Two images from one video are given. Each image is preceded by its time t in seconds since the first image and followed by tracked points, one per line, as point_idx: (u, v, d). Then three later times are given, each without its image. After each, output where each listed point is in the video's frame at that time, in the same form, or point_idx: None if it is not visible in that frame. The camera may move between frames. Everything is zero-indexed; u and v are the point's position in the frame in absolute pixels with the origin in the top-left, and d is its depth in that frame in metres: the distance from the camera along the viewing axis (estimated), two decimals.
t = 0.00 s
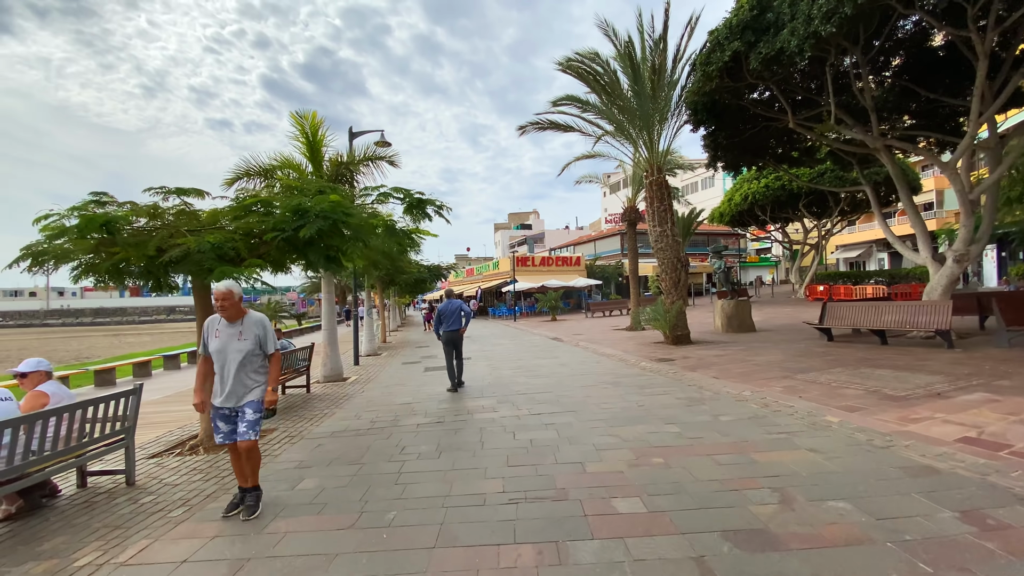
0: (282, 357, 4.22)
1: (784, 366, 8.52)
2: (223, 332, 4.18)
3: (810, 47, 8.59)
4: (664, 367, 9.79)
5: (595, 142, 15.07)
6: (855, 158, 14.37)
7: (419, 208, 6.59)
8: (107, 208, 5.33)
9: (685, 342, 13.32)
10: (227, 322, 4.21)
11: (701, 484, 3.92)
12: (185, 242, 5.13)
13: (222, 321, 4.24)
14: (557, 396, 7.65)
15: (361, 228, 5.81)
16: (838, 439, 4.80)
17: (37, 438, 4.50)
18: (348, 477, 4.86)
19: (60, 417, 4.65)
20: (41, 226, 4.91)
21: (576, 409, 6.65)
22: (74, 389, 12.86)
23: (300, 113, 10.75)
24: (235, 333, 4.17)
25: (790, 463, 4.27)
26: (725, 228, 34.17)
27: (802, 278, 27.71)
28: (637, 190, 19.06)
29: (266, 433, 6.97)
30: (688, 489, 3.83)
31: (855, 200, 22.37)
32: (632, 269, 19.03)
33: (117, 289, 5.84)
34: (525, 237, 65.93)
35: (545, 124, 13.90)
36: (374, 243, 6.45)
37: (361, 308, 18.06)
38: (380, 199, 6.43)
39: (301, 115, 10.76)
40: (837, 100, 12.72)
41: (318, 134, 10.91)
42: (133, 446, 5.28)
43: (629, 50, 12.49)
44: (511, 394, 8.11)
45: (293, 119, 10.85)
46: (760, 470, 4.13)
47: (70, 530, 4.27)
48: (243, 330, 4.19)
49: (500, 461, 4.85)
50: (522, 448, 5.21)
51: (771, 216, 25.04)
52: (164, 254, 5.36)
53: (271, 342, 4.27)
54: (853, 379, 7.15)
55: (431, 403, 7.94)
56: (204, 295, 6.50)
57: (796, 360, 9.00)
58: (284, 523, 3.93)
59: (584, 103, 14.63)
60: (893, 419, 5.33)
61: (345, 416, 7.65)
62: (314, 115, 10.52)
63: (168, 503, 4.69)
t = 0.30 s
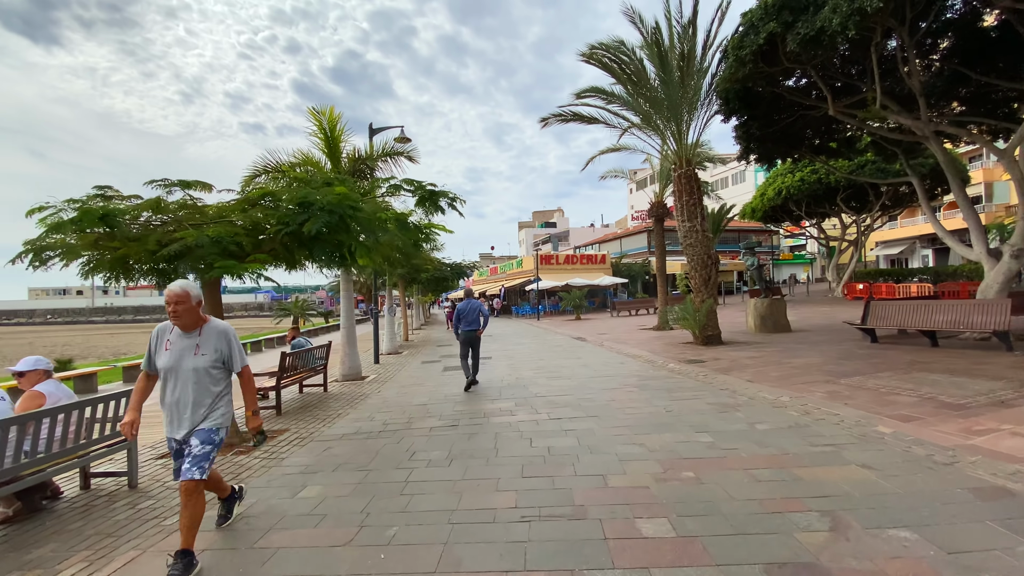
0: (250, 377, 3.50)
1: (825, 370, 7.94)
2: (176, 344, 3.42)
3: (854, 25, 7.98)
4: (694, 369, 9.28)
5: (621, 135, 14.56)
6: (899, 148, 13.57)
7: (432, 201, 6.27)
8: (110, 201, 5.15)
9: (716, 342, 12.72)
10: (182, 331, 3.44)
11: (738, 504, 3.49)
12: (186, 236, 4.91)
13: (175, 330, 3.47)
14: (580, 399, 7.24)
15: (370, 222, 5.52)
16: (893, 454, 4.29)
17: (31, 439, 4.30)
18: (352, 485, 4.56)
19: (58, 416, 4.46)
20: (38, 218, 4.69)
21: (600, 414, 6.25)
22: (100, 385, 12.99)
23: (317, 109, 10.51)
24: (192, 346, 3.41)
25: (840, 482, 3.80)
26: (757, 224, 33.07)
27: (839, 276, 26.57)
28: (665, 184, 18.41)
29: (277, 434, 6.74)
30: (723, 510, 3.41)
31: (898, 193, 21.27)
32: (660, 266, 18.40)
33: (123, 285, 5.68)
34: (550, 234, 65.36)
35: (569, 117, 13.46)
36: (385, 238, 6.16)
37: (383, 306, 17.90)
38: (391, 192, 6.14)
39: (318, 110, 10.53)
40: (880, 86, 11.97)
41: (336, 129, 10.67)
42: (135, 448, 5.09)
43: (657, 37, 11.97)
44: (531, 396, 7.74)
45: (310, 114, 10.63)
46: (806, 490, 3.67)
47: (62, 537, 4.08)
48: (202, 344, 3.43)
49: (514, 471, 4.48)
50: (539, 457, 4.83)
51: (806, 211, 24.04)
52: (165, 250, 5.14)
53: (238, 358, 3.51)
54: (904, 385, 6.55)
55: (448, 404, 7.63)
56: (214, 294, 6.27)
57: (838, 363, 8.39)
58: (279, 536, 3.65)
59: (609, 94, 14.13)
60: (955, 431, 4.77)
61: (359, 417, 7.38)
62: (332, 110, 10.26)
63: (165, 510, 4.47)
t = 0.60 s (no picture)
0: (153, 396, 2.62)
1: (863, 376, 7.39)
2: (70, 347, 2.67)
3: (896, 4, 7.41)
4: (720, 373, 8.79)
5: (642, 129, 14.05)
6: (941, 138, 12.81)
7: (437, 195, 5.94)
8: (100, 197, 4.92)
9: (743, 344, 12.15)
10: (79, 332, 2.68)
11: (773, 535, 3.07)
12: (175, 233, 4.64)
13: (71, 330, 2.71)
14: (598, 406, 6.84)
15: (370, 217, 5.20)
16: (949, 478, 3.82)
17: (12, 444, 4.07)
18: (347, 499, 4.23)
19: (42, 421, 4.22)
20: (21, 215, 4.45)
21: (618, 422, 5.84)
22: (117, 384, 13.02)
23: (328, 104, 10.23)
24: (84, 352, 2.65)
25: (890, 510, 3.35)
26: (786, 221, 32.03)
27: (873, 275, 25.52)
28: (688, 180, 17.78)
29: (279, 440, 6.48)
30: (756, 543, 3.00)
31: (937, 187, 20.27)
32: (683, 264, 17.77)
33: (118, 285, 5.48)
34: (571, 232, 64.68)
35: (588, 110, 13.00)
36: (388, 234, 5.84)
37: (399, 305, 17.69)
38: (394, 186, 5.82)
39: (329, 107, 10.26)
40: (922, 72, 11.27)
41: (347, 125, 10.39)
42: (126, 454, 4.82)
43: (679, 24, 11.43)
44: (546, 401, 7.37)
45: (321, 111, 10.36)
46: (851, 519, 3.23)
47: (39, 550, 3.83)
48: (97, 348, 2.65)
49: (522, 488, 4.10)
50: (549, 471, 4.45)
51: (838, 207, 23.11)
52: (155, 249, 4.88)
53: (139, 370, 2.65)
54: (954, 395, 6.00)
55: (458, 409, 7.30)
56: (213, 293, 6.01)
57: (877, 369, 7.82)
58: (260, 558, 3.34)
59: (629, 86, 13.62)
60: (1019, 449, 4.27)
61: (364, 422, 7.07)
62: (343, 105, 9.97)
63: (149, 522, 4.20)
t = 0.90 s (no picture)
0: None
1: (899, 382, 6.92)
2: None
3: None
4: (742, 376, 8.36)
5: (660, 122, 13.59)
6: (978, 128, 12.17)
7: (437, 187, 5.65)
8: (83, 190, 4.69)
9: (766, 345, 11.63)
10: None
11: (808, 568, 2.70)
12: (156, 226, 4.38)
13: None
14: (612, 410, 6.48)
15: (365, 210, 4.91)
16: (1006, 501, 3.41)
17: None
18: (336, 513, 3.93)
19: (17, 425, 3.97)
20: None
21: (633, 430, 5.48)
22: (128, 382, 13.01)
23: (334, 97, 9.98)
24: None
25: (941, 540, 2.96)
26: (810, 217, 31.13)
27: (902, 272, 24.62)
28: (708, 174, 17.21)
29: (277, 443, 6.22)
30: None
31: (972, 181, 19.41)
32: (702, 261, 17.22)
33: (107, 282, 5.27)
34: (588, 229, 64.06)
35: (602, 102, 12.57)
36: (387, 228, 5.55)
37: (411, 304, 17.47)
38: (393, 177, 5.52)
39: (336, 99, 9.99)
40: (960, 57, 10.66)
41: (354, 118, 10.12)
42: (110, 460, 4.57)
43: (699, 11, 10.94)
44: (558, 405, 7.03)
45: (328, 104, 10.09)
46: (896, 550, 2.85)
47: (9, 563, 3.59)
48: None
49: (525, 505, 3.74)
50: (555, 485, 4.09)
51: (866, 201, 22.30)
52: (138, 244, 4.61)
53: None
54: (1002, 403, 5.54)
55: (465, 411, 6.99)
56: (207, 291, 5.76)
57: (912, 373, 7.33)
58: None
59: (646, 77, 13.16)
60: None
61: (367, 424, 6.79)
62: (349, 98, 9.70)
63: (127, 534, 3.93)
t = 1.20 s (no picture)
0: None
1: (933, 388, 6.48)
2: None
3: None
4: (762, 379, 7.95)
5: (675, 114, 13.13)
6: (1013, 118, 11.58)
7: (437, 177, 5.38)
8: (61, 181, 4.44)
9: (786, 346, 11.16)
10: None
11: None
12: (132, 220, 4.10)
13: None
14: (625, 416, 6.11)
15: (357, 201, 4.61)
16: None
17: None
18: (323, 529, 3.62)
19: None
20: None
21: (648, 438, 5.11)
22: (135, 381, 12.90)
23: (337, 89, 9.66)
24: None
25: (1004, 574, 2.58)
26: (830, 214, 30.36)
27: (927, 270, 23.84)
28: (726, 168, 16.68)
29: (273, 447, 5.94)
30: None
31: (1003, 175, 18.66)
32: (718, 258, 16.73)
33: (92, 279, 5.02)
34: (601, 227, 63.42)
35: (615, 94, 12.15)
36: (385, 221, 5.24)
37: (421, 302, 17.19)
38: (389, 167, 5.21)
39: (340, 91, 9.69)
40: (996, 43, 10.09)
41: (359, 111, 9.82)
42: (90, 468, 4.34)
43: None
44: (567, 409, 6.68)
45: (332, 97, 9.80)
46: None
47: None
48: None
49: (527, 524, 3.40)
50: (561, 501, 3.74)
51: (890, 196, 21.60)
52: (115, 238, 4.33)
53: None
54: None
55: (469, 415, 6.66)
56: (198, 289, 5.50)
57: (948, 379, 6.88)
58: None
59: (661, 67, 12.71)
60: None
61: (366, 428, 6.49)
62: (353, 90, 9.38)
63: (101, 548, 3.66)
